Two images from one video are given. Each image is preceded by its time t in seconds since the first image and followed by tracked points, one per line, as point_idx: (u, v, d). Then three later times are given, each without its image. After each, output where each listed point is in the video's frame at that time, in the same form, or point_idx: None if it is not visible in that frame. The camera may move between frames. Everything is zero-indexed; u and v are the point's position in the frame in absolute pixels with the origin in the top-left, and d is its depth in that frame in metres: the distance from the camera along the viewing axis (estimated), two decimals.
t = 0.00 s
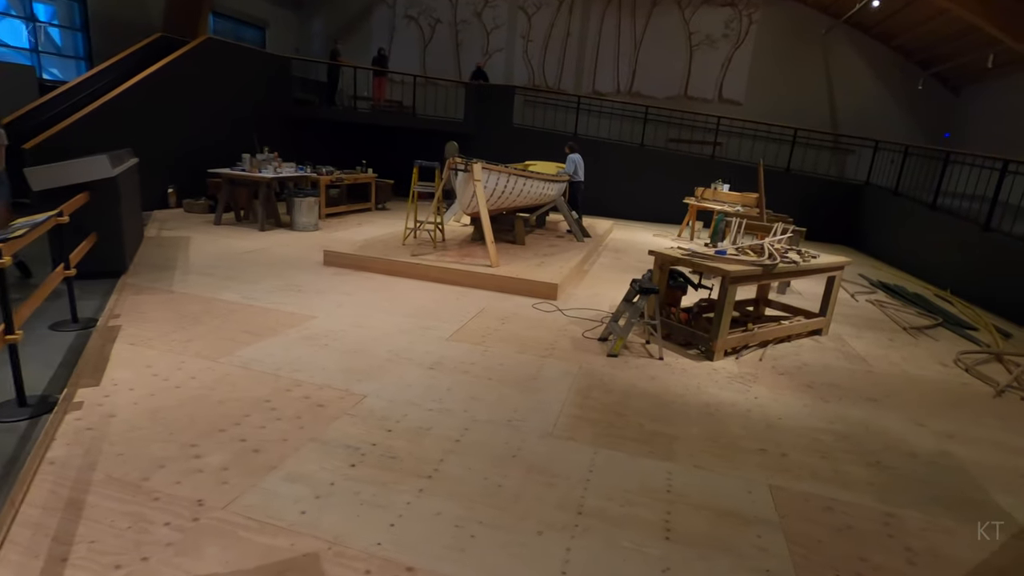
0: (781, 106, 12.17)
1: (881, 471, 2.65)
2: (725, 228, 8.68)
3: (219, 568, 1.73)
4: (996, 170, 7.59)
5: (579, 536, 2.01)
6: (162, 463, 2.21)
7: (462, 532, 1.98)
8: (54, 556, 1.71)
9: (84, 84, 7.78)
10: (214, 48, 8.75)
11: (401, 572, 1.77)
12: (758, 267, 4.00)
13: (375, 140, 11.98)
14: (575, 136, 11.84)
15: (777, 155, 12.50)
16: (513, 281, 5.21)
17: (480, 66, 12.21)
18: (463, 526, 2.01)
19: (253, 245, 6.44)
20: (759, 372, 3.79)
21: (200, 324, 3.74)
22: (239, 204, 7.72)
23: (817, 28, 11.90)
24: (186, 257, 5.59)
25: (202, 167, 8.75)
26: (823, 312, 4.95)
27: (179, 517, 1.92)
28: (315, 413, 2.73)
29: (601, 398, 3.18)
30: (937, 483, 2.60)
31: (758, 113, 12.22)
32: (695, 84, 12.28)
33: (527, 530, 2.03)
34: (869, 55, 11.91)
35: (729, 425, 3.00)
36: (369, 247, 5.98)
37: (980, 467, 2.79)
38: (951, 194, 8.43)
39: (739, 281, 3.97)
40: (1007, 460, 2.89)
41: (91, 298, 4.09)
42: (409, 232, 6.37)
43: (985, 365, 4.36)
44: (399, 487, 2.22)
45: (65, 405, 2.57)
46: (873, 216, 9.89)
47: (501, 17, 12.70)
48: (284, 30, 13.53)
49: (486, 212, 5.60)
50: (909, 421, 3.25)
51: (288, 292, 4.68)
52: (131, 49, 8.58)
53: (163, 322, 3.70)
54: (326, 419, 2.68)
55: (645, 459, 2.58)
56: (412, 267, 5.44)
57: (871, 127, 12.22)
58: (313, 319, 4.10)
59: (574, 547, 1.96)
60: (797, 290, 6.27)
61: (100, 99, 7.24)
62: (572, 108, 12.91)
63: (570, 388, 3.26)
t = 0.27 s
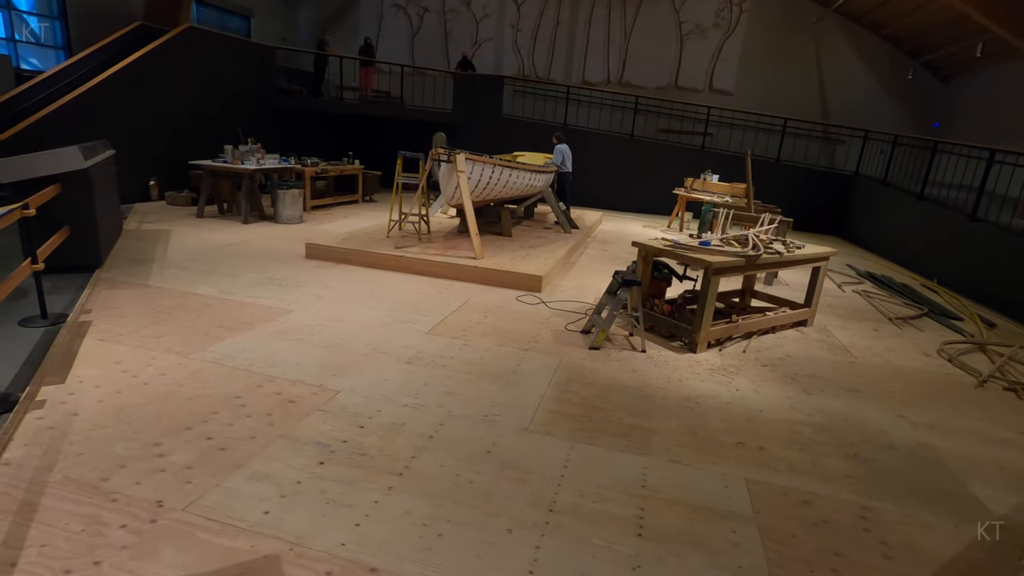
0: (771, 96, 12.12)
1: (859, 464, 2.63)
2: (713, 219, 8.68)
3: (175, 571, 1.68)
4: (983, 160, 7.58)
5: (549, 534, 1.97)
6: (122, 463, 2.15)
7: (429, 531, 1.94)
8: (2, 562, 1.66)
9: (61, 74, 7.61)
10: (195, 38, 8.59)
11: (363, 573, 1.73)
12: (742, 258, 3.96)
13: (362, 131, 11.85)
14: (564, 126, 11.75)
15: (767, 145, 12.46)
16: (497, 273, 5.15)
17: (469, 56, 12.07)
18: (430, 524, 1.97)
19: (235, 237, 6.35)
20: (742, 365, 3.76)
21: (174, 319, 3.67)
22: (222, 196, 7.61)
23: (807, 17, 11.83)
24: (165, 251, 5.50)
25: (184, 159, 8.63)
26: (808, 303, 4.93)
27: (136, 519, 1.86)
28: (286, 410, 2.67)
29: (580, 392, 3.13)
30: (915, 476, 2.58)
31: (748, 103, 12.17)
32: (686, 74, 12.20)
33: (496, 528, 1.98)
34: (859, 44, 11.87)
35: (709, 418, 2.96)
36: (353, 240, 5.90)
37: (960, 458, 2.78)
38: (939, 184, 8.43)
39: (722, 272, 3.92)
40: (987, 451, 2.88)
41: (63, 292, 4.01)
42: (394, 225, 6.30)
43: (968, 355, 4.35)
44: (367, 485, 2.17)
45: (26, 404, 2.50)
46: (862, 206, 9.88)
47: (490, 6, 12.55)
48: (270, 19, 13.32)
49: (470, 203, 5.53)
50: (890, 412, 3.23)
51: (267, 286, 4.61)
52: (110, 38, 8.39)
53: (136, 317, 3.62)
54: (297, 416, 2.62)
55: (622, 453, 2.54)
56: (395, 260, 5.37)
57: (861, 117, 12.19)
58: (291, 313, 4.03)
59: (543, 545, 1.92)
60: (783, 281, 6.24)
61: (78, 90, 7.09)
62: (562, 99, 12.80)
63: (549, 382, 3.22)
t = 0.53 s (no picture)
0: (767, 93, 12.07)
1: (832, 465, 2.62)
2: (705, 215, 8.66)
3: (126, 572, 1.66)
4: (976, 158, 7.55)
5: (510, 535, 1.96)
6: (83, 461, 2.13)
7: (388, 532, 1.92)
8: None
9: (47, 65, 7.55)
10: (184, 29, 8.50)
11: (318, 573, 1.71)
12: (724, 256, 3.93)
13: (356, 125, 11.79)
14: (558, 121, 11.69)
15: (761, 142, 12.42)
16: (481, 269, 5.12)
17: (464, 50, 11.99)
18: (391, 524, 1.95)
19: (221, 231, 6.32)
20: (722, 363, 3.74)
21: (150, 314, 3.64)
22: (210, 189, 7.57)
23: (804, 13, 11.76)
24: (149, 244, 5.46)
25: (173, 152, 8.57)
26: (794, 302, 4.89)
27: (90, 518, 1.84)
28: (256, 407, 2.65)
29: (556, 389, 3.11)
30: (887, 476, 2.57)
31: (744, 99, 12.11)
32: (681, 69, 12.13)
33: (457, 529, 1.97)
34: (855, 41, 11.82)
35: (685, 417, 2.94)
36: (339, 235, 5.87)
37: (934, 459, 2.76)
38: (931, 182, 8.40)
39: (704, 270, 3.90)
40: (963, 452, 2.87)
41: (40, 286, 3.97)
42: (381, 219, 6.26)
43: (951, 354, 4.34)
44: (331, 484, 2.15)
45: None
46: (856, 204, 9.86)
47: None
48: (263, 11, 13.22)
49: (456, 199, 5.49)
50: (867, 412, 3.22)
51: (249, 281, 4.58)
52: (98, 28, 8.32)
53: (112, 312, 3.59)
54: (266, 413, 2.60)
55: (592, 453, 2.53)
56: (380, 255, 5.34)
57: (857, 114, 12.13)
58: (271, 309, 4.00)
59: (503, 547, 1.90)
60: (772, 279, 6.23)
61: (64, 81, 7.03)
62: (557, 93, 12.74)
63: (525, 380, 3.20)
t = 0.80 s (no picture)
0: (759, 83, 12.00)
1: (800, 457, 2.62)
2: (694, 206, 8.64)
3: (74, 568, 1.65)
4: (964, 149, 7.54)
5: (468, 529, 1.95)
6: (40, 456, 2.11)
7: (345, 527, 1.90)
8: None
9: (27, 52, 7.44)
10: (168, 16, 8.38)
11: (270, 569, 1.70)
12: (703, 248, 3.92)
13: (345, 114, 11.68)
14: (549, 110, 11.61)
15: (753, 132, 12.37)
16: (463, 261, 5.10)
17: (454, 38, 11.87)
18: (348, 519, 1.94)
19: (204, 222, 6.26)
20: (699, 355, 3.74)
21: (122, 306, 3.60)
22: (194, 179, 7.50)
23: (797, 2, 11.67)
24: (129, 235, 5.41)
25: (157, 140, 8.50)
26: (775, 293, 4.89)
27: (42, 514, 1.82)
28: (222, 400, 2.63)
29: (529, 382, 3.10)
30: (855, 469, 2.57)
31: (736, 89, 12.05)
32: (674, 59, 12.06)
33: (415, 523, 1.95)
34: (848, 31, 11.75)
35: (656, 409, 2.94)
36: (321, 226, 5.82)
37: (903, 451, 2.77)
38: (919, 173, 8.39)
39: (683, 262, 3.88)
40: (932, 444, 2.87)
41: (13, 277, 3.93)
42: (365, 210, 6.22)
43: (931, 346, 4.35)
44: (291, 479, 2.13)
45: None
46: (846, 195, 9.85)
47: None
48: None
49: (439, 190, 5.45)
50: (840, 404, 3.22)
51: (227, 272, 4.54)
52: (79, 15, 8.20)
53: (84, 304, 3.55)
54: (231, 407, 2.58)
55: (559, 446, 2.52)
56: (362, 246, 5.30)
57: (849, 104, 12.09)
58: (248, 300, 3.97)
59: (460, 541, 1.89)
60: (757, 270, 6.22)
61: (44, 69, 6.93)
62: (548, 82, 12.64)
63: (498, 372, 3.18)
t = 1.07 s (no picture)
0: (747, 72, 11.95)
1: (774, 448, 2.61)
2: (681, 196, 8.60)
3: (23, 572, 1.61)
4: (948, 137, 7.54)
5: (433, 526, 1.92)
6: None
7: (306, 526, 1.87)
8: None
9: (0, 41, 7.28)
10: (145, 4, 8.22)
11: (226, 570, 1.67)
12: (682, 238, 3.89)
13: (330, 105, 11.55)
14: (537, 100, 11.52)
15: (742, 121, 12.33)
16: (445, 253, 5.05)
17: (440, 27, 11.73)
18: (310, 518, 1.91)
19: (183, 215, 6.18)
20: (678, 346, 3.72)
21: (92, 302, 3.54)
22: (174, 171, 7.39)
23: None
24: (105, 228, 5.32)
25: (137, 131, 8.38)
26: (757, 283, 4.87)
27: None
28: (188, 397, 2.58)
29: (505, 375, 3.07)
30: (830, 460, 2.56)
31: (725, 78, 11.98)
32: (663, 47, 11.97)
33: (378, 521, 1.92)
34: (837, 19, 11.70)
35: (632, 402, 2.92)
36: (302, 218, 5.75)
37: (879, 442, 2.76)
38: (905, 162, 8.39)
39: (662, 253, 3.84)
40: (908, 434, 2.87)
41: None
42: (347, 202, 6.14)
43: (911, 336, 4.35)
44: (254, 476, 2.10)
45: None
46: (833, 184, 9.85)
47: None
48: None
49: (420, 181, 5.38)
50: (817, 394, 3.22)
51: (203, 266, 4.47)
52: (54, 3, 8.02)
53: (53, 300, 3.49)
54: (198, 404, 2.53)
55: (531, 440, 2.49)
56: (342, 239, 5.24)
57: (837, 93, 12.06)
58: (223, 294, 3.91)
59: (424, 538, 1.87)
60: (742, 260, 6.21)
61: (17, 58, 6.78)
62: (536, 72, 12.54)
63: (475, 365, 3.14)
